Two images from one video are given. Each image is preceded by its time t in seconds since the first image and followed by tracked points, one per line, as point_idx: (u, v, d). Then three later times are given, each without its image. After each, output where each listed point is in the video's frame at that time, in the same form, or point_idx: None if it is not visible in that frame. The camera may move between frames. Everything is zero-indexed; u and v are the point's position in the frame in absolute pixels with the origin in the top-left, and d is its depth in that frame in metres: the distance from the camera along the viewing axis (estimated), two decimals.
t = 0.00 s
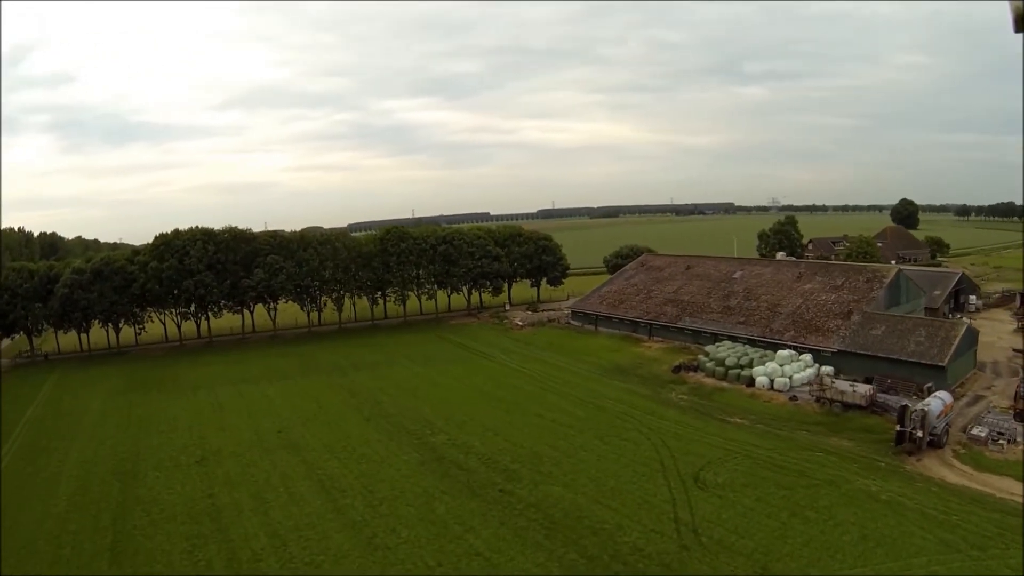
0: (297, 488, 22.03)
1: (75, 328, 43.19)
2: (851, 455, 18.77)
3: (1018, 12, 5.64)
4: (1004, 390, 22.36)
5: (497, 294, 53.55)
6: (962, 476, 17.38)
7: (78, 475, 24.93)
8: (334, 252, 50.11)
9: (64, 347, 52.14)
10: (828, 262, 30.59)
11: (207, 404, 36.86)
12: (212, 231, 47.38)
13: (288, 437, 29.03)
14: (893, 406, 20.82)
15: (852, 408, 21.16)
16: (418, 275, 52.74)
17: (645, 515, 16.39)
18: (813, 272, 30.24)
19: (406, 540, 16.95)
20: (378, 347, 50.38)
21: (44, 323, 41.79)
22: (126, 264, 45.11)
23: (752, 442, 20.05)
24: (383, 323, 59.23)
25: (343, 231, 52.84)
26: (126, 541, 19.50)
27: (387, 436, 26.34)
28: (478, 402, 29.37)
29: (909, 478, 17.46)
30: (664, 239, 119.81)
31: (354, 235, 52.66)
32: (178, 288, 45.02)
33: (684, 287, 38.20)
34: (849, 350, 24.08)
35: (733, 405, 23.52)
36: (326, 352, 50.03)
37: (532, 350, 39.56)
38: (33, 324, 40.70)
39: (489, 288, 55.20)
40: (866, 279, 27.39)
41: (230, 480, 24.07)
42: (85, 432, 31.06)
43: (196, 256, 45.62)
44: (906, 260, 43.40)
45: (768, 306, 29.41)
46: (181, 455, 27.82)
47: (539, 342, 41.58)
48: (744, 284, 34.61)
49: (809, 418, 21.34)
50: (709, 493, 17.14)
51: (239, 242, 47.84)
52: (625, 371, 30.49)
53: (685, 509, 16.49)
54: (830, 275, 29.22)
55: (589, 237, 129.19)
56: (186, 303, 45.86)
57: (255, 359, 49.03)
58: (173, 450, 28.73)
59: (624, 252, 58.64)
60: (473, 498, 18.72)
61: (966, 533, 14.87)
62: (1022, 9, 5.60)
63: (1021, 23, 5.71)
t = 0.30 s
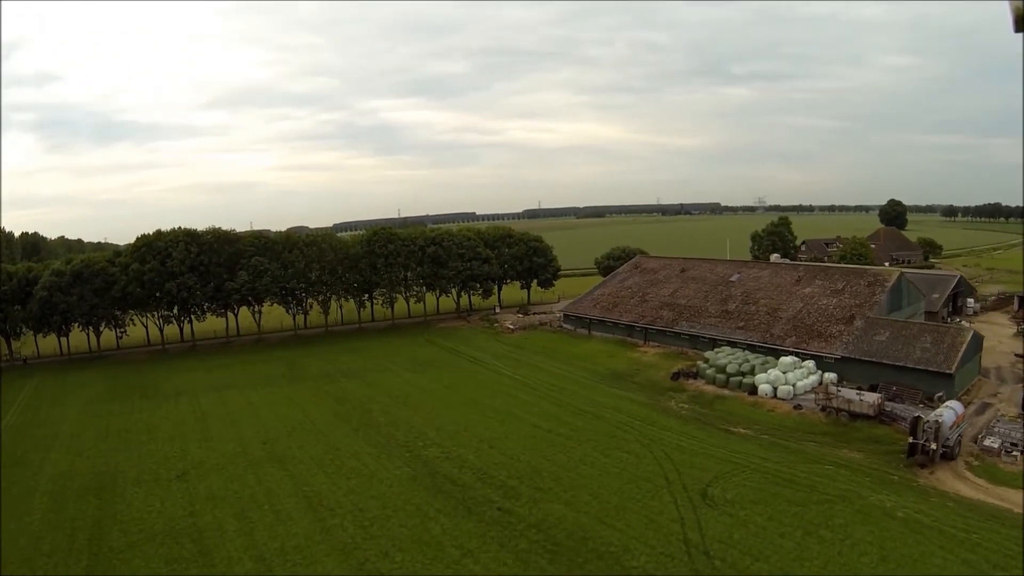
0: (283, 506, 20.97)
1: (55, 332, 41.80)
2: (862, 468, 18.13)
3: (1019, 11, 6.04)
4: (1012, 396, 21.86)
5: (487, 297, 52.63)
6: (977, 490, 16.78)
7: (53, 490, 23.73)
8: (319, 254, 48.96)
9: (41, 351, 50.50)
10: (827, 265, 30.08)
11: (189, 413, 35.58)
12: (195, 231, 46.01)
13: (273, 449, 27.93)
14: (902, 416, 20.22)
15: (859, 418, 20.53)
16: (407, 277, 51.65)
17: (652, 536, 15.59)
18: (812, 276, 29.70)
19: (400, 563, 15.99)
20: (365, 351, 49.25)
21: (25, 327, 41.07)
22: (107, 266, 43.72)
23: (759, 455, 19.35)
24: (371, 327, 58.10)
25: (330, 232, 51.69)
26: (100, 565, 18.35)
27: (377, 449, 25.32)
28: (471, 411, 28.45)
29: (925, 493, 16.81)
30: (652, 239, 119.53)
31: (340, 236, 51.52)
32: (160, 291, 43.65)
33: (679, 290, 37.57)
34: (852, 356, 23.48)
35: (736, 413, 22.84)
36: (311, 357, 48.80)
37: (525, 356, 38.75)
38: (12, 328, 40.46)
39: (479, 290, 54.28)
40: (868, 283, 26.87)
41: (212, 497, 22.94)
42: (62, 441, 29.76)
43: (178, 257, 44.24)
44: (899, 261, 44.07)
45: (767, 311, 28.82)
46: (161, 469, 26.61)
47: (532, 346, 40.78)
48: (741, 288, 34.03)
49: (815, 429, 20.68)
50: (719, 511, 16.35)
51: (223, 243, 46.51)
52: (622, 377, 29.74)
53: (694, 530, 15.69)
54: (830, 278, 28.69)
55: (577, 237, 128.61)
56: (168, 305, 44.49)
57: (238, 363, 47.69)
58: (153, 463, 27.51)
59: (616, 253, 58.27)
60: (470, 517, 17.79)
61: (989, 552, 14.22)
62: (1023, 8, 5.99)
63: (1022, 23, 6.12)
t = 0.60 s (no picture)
0: (277, 530, 20.07)
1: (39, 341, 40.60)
2: (881, 484, 17.59)
3: (1019, 10, 4.26)
4: None
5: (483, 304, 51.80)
6: (1001, 506, 16.23)
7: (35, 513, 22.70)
8: (311, 260, 48.04)
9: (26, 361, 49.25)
10: (833, 270, 29.58)
11: (179, 427, 34.56)
12: (184, 237, 44.95)
13: (267, 467, 27.03)
14: (917, 427, 19.67)
15: (874, 429, 19.98)
16: (401, 283, 50.75)
17: (668, 562, 14.89)
18: (818, 281, 29.19)
19: None
20: (360, 360, 48.28)
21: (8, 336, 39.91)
22: (94, 272, 42.68)
23: (774, 471, 18.75)
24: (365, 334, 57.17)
25: (322, 238, 50.74)
26: None
27: (374, 467, 24.48)
28: (472, 425, 27.67)
29: (947, 510, 16.28)
30: (647, 241, 118.79)
31: (332, 241, 50.65)
32: (148, 298, 42.55)
33: (682, 296, 37.05)
34: (863, 364, 22.94)
35: (746, 425, 22.27)
36: (304, 366, 47.81)
37: (525, 364, 38.04)
38: None
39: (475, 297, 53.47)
40: (875, 288, 26.36)
41: (203, 520, 22.00)
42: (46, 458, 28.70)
43: (166, 264, 43.18)
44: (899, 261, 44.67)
45: (773, 317, 28.28)
46: (149, 489, 25.64)
47: (530, 354, 40.09)
48: (745, 294, 33.51)
49: (829, 441, 20.12)
50: (737, 533, 15.71)
51: (213, 249, 45.48)
52: (626, 387, 29.14)
53: (711, 554, 15.01)
54: (836, 283, 28.20)
55: (572, 240, 127.83)
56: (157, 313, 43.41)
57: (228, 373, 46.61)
58: (141, 483, 26.52)
59: (614, 257, 59.57)
60: (475, 543, 17.02)
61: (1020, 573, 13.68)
62: None
63: None
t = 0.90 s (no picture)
0: (268, 556, 19.20)
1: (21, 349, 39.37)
2: (899, 498, 17.05)
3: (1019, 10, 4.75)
4: None
5: (477, 308, 50.99)
6: None
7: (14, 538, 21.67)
8: (301, 263, 47.05)
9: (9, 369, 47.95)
10: (837, 272, 29.08)
11: (166, 440, 33.53)
12: (170, 241, 43.89)
13: (259, 484, 26.13)
14: (932, 437, 19.14)
15: (887, 440, 19.43)
16: (394, 287, 49.84)
17: None
18: (823, 284, 28.68)
19: None
20: (353, 367, 47.39)
21: None
22: (79, 278, 41.34)
23: (788, 486, 18.15)
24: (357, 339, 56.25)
25: (313, 241, 49.74)
26: None
27: (370, 485, 23.64)
28: (470, 438, 26.90)
29: (969, 526, 15.74)
30: (639, 240, 118.62)
31: (323, 244, 49.63)
32: (134, 305, 41.46)
33: (683, 301, 36.52)
34: (872, 371, 22.39)
35: (756, 437, 21.71)
36: (295, 374, 46.84)
37: (523, 371, 37.35)
38: None
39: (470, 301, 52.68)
40: (882, 291, 25.86)
41: (191, 544, 21.07)
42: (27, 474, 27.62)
43: (153, 269, 42.10)
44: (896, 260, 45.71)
45: (777, 322, 27.74)
46: (134, 510, 24.65)
47: (528, 360, 39.42)
48: (747, 298, 33.01)
49: (842, 453, 19.55)
50: (755, 556, 15.05)
51: (200, 253, 44.43)
52: (628, 395, 28.53)
53: None
54: (841, 286, 27.70)
55: (563, 239, 127.25)
56: (143, 320, 42.29)
57: (217, 382, 45.52)
58: (126, 503, 25.53)
59: (610, 260, 59.72)
60: (478, 569, 16.25)
61: None
62: None
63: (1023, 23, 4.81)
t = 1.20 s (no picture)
0: None
1: None
2: (911, 513, 16.46)
3: (1018, 10, 3.59)
4: None
5: (465, 312, 50.00)
6: None
7: None
8: (284, 267, 45.72)
9: None
10: (834, 275, 28.58)
11: (145, 455, 32.24)
12: (149, 245, 42.44)
13: (241, 503, 25.04)
14: (940, 446, 18.62)
15: (895, 450, 18.89)
16: (380, 292, 48.66)
17: None
18: (821, 287, 28.15)
19: None
20: (338, 375, 46.25)
21: None
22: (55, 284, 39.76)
23: (795, 501, 17.51)
24: (343, 345, 55.05)
25: (296, 245, 48.44)
26: None
27: (357, 504, 22.66)
28: (461, 451, 26.01)
29: (986, 541, 15.18)
30: (624, 240, 118.29)
31: (306, 248, 48.29)
32: (113, 311, 40.03)
33: (677, 305, 35.93)
34: (875, 377, 21.85)
35: (758, 449, 21.09)
36: (278, 382, 45.62)
37: (514, 378, 36.53)
38: None
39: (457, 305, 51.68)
40: (882, 294, 25.35)
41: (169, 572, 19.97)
42: None
43: (131, 274, 40.65)
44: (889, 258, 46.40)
45: (775, 326, 27.16)
46: (110, 532, 23.46)
47: (519, 366, 38.63)
48: (742, 302, 32.45)
49: (848, 465, 18.97)
50: None
51: (180, 258, 43.00)
52: (624, 404, 27.83)
53: None
54: (839, 289, 27.18)
55: (549, 239, 126.52)
56: (122, 327, 40.86)
57: (197, 391, 44.15)
58: (102, 524, 24.31)
59: (599, 262, 59.32)
60: None
61: None
62: None
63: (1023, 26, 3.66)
